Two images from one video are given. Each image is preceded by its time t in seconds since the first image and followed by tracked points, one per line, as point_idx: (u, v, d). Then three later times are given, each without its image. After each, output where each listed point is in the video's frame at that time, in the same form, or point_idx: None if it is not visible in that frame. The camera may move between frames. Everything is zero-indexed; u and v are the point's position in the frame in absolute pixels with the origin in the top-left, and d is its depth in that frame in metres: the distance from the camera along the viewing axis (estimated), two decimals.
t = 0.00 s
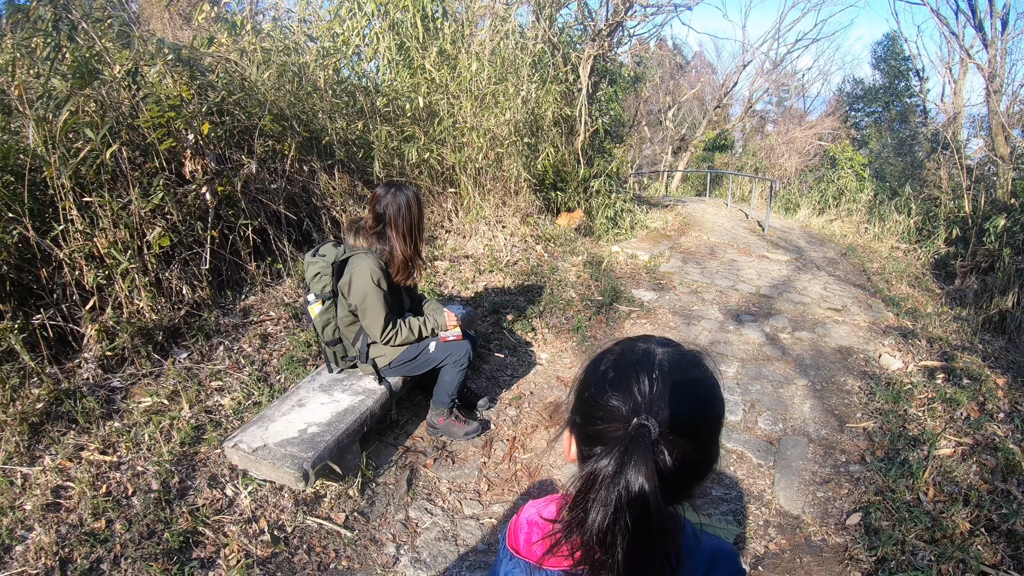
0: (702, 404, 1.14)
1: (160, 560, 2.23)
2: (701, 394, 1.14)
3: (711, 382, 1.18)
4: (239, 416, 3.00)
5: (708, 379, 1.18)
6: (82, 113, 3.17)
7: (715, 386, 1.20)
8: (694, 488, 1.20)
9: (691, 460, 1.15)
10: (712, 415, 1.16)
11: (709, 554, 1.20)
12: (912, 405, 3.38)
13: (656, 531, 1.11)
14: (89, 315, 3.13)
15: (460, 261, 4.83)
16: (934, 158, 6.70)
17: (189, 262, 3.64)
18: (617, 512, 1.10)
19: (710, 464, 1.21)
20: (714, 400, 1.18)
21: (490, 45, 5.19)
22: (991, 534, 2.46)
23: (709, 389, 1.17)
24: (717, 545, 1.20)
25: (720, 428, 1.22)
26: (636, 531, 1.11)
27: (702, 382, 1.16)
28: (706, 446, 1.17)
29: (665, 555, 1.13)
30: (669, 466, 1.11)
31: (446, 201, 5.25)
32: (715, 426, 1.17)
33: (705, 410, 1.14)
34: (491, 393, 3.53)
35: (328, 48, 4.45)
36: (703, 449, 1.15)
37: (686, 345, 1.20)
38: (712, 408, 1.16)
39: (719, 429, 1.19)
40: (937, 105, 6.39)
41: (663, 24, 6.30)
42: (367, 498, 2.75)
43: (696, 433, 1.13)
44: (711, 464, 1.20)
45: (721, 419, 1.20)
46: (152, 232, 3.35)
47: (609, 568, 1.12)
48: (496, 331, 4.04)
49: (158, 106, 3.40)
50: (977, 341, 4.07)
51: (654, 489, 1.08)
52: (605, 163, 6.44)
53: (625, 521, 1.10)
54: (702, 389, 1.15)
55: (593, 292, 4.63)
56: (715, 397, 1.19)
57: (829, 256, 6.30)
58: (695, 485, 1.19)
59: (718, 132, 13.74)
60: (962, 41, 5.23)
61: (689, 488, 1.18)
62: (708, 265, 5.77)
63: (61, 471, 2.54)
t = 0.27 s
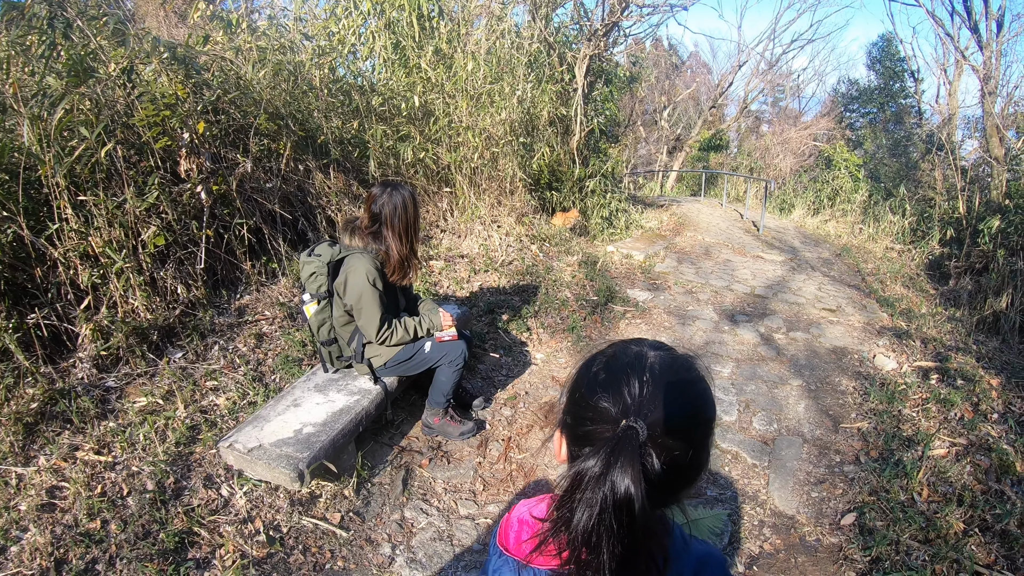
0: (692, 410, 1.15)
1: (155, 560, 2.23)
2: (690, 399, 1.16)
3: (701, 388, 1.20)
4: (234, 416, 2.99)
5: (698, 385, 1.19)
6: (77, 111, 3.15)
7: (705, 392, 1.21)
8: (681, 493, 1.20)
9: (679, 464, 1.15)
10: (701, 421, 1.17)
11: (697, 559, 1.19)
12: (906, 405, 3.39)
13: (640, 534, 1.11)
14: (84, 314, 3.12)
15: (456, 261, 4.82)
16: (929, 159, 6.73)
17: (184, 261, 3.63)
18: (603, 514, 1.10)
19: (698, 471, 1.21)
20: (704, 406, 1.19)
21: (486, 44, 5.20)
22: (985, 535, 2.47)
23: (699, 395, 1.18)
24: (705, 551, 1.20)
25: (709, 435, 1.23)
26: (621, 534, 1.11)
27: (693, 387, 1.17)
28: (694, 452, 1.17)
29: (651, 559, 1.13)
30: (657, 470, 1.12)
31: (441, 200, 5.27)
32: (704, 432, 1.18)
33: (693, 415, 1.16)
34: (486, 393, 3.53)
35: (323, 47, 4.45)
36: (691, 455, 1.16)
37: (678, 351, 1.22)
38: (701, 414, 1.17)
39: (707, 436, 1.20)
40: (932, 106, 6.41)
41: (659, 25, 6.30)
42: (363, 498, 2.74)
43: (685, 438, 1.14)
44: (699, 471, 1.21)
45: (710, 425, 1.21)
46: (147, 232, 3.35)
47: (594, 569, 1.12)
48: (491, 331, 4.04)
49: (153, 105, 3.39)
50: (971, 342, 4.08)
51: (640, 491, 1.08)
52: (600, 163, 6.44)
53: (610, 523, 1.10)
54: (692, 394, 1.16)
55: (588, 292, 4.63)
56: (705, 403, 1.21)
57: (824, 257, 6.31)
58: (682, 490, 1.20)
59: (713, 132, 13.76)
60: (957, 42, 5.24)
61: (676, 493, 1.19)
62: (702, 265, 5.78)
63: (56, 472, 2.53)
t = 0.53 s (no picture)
0: (679, 418, 1.16)
1: (150, 561, 2.23)
2: (679, 408, 1.17)
3: (689, 397, 1.21)
4: (230, 417, 3.00)
5: (686, 393, 1.21)
6: (75, 110, 3.15)
7: (693, 400, 1.23)
8: (669, 500, 1.22)
9: (667, 471, 1.16)
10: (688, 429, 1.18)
11: (688, 563, 1.23)
12: (899, 411, 3.41)
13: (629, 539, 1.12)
14: (80, 314, 3.12)
15: (451, 264, 4.83)
16: (924, 166, 6.76)
17: (181, 261, 3.63)
18: (591, 520, 1.11)
19: (686, 478, 1.22)
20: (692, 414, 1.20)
21: (484, 47, 5.22)
22: (977, 540, 2.48)
23: (687, 403, 1.19)
24: (696, 555, 1.23)
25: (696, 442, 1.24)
26: (610, 540, 1.12)
27: (681, 395, 1.19)
28: (682, 459, 1.19)
29: (640, 564, 1.14)
30: (645, 477, 1.13)
31: (438, 203, 5.27)
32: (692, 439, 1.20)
33: (681, 424, 1.17)
34: (481, 396, 3.53)
35: (322, 48, 4.45)
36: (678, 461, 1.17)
37: (666, 359, 1.24)
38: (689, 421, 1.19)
39: (695, 443, 1.21)
40: (927, 113, 6.44)
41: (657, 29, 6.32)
42: (358, 500, 2.75)
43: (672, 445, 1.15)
44: (687, 478, 1.22)
45: (697, 433, 1.22)
46: (144, 232, 3.35)
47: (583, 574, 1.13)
48: (487, 334, 4.04)
49: (151, 104, 3.39)
50: (964, 348, 4.10)
51: (628, 497, 1.09)
52: (596, 167, 6.46)
53: (599, 528, 1.11)
54: (681, 403, 1.18)
55: (583, 296, 4.64)
56: (693, 411, 1.22)
57: (818, 263, 6.33)
58: (670, 497, 1.21)
59: (710, 137, 13.80)
60: (953, 50, 5.27)
61: (665, 499, 1.20)
62: (698, 270, 5.79)
63: (51, 471, 2.53)
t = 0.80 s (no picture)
0: (672, 426, 1.16)
1: (143, 562, 2.22)
2: (671, 416, 1.17)
3: (682, 405, 1.21)
4: (225, 418, 2.99)
5: (680, 402, 1.21)
6: (73, 108, 3.14)
7: (686, 408, 1.22)
8: (658, 507, 1.22)
9: (656, 479, 1.16)
10: (680, 437, 1.18)
11: (673, 572, 1.21)
12: (895, 417, 3.41)
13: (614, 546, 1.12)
14: (76, 313, 3.12)
15: (448, 266, 4.83)
16: (921, 172, 6.78)
17: (177, 261, 3.63)
18: (577, 525, 1.12)
19: (676, 486, 1.22)
20: (685, 422, 1.20)
21: (482, 50, 5.25)
22: (971, 546, 2.48)
23: (680, 412, 1.19)
24: (682, 564, 1.21)
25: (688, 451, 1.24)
26: (595, 545, 1.12)
27: (673, 403, 1.18)
28: (673, 467, 1.19)
29: (625, 571, 1.15)
30: (634, 484, 1.13)
31: (435, 205, 5.28)
32: (683, 448, 1.19)
33: (673, 432, 1.16)
34: (477, 399, 3.53)
35: (321, 50, 4.44)
36: (669, 470, 1.17)
37: (661, 366, 1.23)
38: (681, 429, 1.18)
39: (687, 451, 1.21)
40: (925, 119, 6.46)
41: (656, 34, 6.33)
42: (352, 503, 2.74)
43: (663, 454, 1.15)
44: (676, 486, 1.22)
45: (689, 441, 1.22)
46: (141, 231, 3.35)
47: None
48: (483, 337, 4.04)
49: (149, 104, 3.39)
50: (960, 355, 4.11)
51: (615, 504, 1.10)
52: (594, 171, 6.47)
53: (584, 534, 1.12)
54: (673, 411, 1.17)
55: (580, 299, 4.65)
56: (686, 420, 1.22)
57: (815, 268, 6.34)
58: (659, 504, 1.21)
59: (707, 141, 13.83)
60: (951, 57, 5.29)
61: (653, 507, 1.20)
62: (694, 274, 5.80)
63: (45, 471, 2.52)
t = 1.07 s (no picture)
0: (659, 433, 1.17)
1: (138, 562, 2.22)
2: (657, 422, 1.18)
3: (669, 412, 1.22)
4: (221, 419, 2.99)
5: (666, 408, 1.22)
6: (72, 108, 3.14)
7: (673, 415, 1.24)
8: (644, 514, 1.22)
9: (642, 486, 1.17)
10: (666, 443, 1.19)
11: (662, 575, 1.22)
12: (890, 421, 3.42)
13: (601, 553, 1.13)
14: (73, 312, 3.12)
15: (445, 269, 4.83)
16: (919, 177, 6.80)
17: (174, 262, 3.63)
18: (563, 532, 1.13)
19: (662, 492, 1.23)
20: (671, 429, 1.21)
21: (482, 53, 5.25)
22: (966, 551, 2.49)
23: (666, 418, 1.20)
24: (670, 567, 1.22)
25: (675, 457, 1.25)
26: (582, 552, 1.13)
27: (660, 410, 1.20)
28: (659, 474, 1.20)
29: None
30: (620, 491, 1.14)
31: (432, 208, 5.29)
32: (669, 453, 1.20)
33: (660, 439, 1.18)
34: (472, 402, 3.53)
35: (320, 51, 4.44)
36: (655, 476, 1.17)
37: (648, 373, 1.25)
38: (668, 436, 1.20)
39: (673, 457, 1.22)
40: (922, 124, 6.48)
41: (654, 38, 6.34)
42: (347, 504, 2.74)
43: (650, 460, 1.16)
44: (663, 493, 1.23)
45: (675, 447, 1.23)
46: (138, 232, 3.35)
47: None
48: (479, 340, 4.05)
49: (147, 104, 3.40)
50: (956, 359, 4.12)
51: (601, 511, 1.11)
52: (592, 174, 6.47)
53: (571, 541, 1.13)
54: (660, 417, 1.19)
55: (577, 302, 4.65)
56: (672, 426, 1.23)
57: (812, 272, 6.35)
58: (645, 511, 1.21)
59: (705, 145, 13.86)
60: (949, 62, 5.30)
61: (639, 513, 1.20)
62: (691, 278, 5.81)
63: (41, 470, 2.52)
